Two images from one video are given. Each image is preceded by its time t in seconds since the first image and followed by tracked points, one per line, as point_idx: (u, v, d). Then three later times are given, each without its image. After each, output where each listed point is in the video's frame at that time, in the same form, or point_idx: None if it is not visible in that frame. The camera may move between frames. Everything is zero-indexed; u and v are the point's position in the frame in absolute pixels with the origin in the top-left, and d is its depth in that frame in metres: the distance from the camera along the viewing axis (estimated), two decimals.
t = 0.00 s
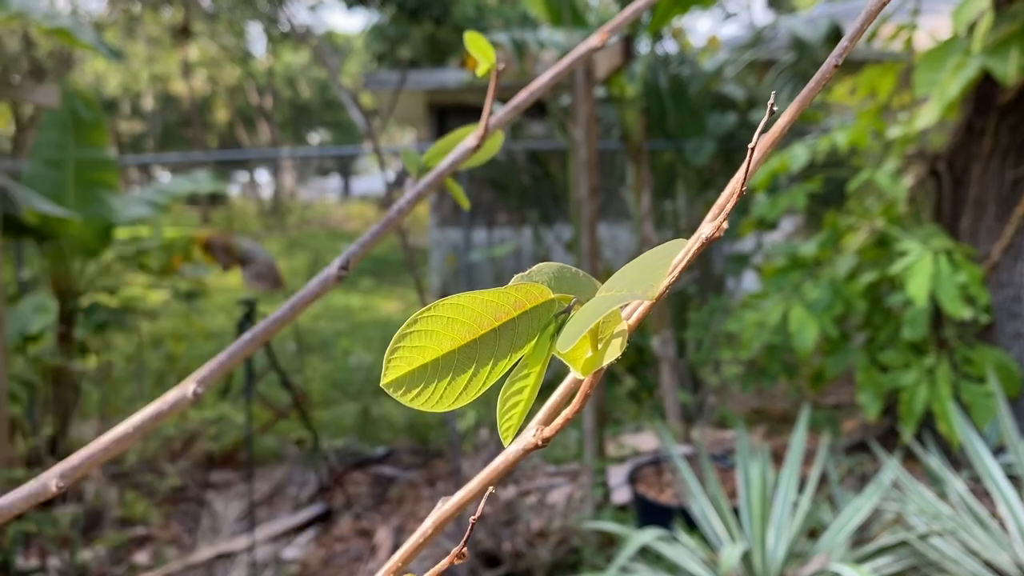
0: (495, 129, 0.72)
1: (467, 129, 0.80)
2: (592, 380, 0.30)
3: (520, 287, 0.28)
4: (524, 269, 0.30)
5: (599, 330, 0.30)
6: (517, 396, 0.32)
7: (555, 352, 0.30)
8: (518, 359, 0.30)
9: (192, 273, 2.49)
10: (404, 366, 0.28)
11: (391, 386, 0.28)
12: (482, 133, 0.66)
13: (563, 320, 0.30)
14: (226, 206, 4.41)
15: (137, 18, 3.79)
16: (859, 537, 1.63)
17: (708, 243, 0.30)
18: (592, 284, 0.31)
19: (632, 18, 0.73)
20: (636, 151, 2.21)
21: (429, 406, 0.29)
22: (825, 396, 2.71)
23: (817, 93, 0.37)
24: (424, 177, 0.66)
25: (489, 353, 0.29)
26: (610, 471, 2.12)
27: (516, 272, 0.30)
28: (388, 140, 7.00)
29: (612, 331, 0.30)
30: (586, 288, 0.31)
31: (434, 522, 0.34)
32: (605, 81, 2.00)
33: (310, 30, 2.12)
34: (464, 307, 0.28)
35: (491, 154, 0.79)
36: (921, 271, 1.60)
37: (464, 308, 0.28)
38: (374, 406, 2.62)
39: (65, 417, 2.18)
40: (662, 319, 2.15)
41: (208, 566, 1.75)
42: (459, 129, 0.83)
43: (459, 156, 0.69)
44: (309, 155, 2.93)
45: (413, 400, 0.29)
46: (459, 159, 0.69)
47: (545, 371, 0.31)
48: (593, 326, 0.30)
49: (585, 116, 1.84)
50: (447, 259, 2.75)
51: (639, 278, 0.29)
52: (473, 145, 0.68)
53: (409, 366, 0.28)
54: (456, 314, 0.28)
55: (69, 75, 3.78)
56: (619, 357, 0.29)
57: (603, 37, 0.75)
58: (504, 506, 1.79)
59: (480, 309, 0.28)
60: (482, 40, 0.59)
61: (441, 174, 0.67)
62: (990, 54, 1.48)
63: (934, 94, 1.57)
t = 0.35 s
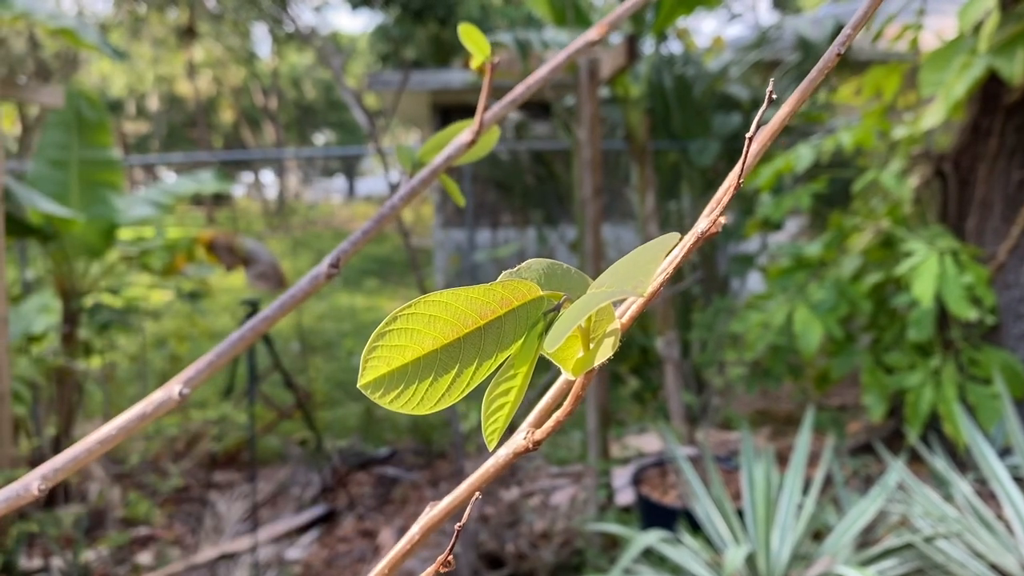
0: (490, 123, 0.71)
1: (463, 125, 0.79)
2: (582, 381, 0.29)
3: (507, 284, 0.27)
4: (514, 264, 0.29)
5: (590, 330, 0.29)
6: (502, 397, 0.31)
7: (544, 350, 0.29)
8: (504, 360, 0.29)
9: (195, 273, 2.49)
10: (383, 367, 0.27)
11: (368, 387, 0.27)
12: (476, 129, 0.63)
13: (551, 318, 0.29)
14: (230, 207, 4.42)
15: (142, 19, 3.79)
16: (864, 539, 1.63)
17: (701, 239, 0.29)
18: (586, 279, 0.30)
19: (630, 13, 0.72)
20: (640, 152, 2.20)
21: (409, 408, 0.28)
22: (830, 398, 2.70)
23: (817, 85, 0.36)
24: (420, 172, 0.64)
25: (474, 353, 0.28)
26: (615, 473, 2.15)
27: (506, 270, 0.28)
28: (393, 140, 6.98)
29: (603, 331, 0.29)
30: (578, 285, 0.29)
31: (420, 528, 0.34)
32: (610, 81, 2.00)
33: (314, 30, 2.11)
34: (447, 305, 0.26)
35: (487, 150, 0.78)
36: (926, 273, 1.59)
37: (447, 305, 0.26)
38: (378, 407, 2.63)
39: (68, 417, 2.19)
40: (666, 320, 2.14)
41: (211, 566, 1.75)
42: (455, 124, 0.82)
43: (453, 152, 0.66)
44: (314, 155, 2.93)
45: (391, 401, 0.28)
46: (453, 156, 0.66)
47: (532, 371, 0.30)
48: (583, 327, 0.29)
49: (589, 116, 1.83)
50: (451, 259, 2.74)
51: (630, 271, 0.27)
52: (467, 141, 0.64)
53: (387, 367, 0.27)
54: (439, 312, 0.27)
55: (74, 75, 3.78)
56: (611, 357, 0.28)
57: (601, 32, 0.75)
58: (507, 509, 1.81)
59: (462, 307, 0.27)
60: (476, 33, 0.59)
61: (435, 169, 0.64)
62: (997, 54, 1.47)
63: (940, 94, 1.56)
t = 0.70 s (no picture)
0: (500, 94, 0.65)
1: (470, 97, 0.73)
2: (615, 371, 0.27)
3: (525, 249, 0.24)
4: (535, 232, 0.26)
5: (625, 311, 0.27)
6: (520, 389, 0.28)
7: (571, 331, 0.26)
8: (520, 342, 0.26)
9: (200, 272, 2.48)
10: (369, 350, 0.24)
11: (347, 375, 0.24)
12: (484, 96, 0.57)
13: (579, 293, 0.25)
14: (237, 207, 4.42)
15: (149, 19, 3.79)
16: (876, 542, 1.61)
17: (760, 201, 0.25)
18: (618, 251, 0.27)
19: None
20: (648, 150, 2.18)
21: (403, 401, 0.25)
22: (840, 399, 2.68)
23: (893, 21, 0.32)
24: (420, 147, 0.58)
25: (484, 334, 0.25)
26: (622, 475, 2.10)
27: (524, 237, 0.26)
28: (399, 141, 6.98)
29: (640, 311, 0.27)
30: (611, 258, 0.26)
31: (419, 546, 0.31)
32: (617, 78, 1.98)
33: (320, 29, 2.10)
34: (451, 275, 0.24)
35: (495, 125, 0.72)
36: (939, 272, 1.56)
37: (451, 274, 0.24)
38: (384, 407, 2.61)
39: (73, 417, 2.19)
40: (674, 320, 2.12)
41: (215, 568, 1.74)
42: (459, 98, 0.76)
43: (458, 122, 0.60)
44: (319, 155, 2.92)
45: (380, 393, 0.25)
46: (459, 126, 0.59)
47: (556, 358, 0.27)
48: (618, 307, 0.26)
49: (597, 114, 1.82)
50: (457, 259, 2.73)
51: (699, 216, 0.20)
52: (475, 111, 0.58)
53: (374, 350, 0.24)
54: (442, 282, 0.24)
55: (81, 76, 3.79)
56: (651, 342, 0.26)
57: None
58: (514, 510, 1.79)
59: (472, 276, 0.24)
60: None
61: (439, 142, 0.59)
62: (1011, 50, 1.45)
63: (953, 92, 1.52)
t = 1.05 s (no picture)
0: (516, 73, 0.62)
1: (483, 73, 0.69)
2: (655, 349, 0.23)
3: (558, 209, 0.22)
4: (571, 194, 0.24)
5: (668, 282, 0.24)
6: (552, 367, 0.26)
7: (610, 301, 0.24)
8: (555, 312, 0.24)
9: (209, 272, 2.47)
10: (384, 316, 0.22)
11: (359, 345, 0.22)
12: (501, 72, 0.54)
13: (618, 260, 0.23)
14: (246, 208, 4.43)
15: (159, 20, 3.81)
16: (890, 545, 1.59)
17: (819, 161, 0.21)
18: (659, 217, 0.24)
19: None
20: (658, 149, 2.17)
21: (423, 376, 0.23)
22: (851, 400, 2.66)
23: None
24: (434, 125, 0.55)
25: (513, 302, 0.23)
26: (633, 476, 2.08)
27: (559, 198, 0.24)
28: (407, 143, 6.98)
29: (684, 282, 0.24)
30: (652, 223, 0.24)
31: (436, 545, 0.27)
32: (627, 77, 1.98)
33: (328, 30, 2.10)
34: (477, 235, 0.22)
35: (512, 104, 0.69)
36: (953, 272, 1.54)
37: (476, 234, 0.22)
38: (392, 408, 2.61)
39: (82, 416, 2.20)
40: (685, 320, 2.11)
41: (223, 568, 1.74)
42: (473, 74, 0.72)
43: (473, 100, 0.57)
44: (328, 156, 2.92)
45: (397, 364, 0.23)
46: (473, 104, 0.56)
47: (595, 331, 0.25)
48: (661, 277, 0.23)
49: (606, 113, 1.81)
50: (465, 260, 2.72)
51: (772, 156, 0.16)
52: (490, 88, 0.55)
53: (389, 317, 0.22)
54: (465, 242, 0.22)
55: (92, 77, 3.82)
56: (700, 316, 0.22)
57: None
58: (523, 511, 1.78)
59: (497, 236, 0.22)
60: None
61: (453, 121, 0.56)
62: None
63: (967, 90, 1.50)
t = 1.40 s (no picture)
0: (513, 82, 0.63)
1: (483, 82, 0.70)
2: (627, 358, 0.26)
3: (528, 228, 0.23)
4: (545, 211, 0.26)
5: (638, 296, 0.26)
6: (522, 377, 0.27)
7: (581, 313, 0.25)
8: (526, 323, 0.25)
9: (219, 273, 2.48)
10: (360, 330, 0.23)
11: (338, 357, 0.23)
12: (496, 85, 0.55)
13: (588, 276, 0.25)
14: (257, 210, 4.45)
15: (170, 22, 3.82)
16: (896, 547, 1.59)
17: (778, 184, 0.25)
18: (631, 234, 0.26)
19: None
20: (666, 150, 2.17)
21: (397, 387, 0.24)
22: (860, 402, 2.65)
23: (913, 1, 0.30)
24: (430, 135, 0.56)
25: (486, 314, 0.24)
26: (640, 477, 2.10)
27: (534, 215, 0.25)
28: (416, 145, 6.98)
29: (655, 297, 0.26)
30: (622, 238, 0.25)
31: (424, 544, 0.30)
32: (635, 79, 1.98)
33: (338, 32, 2.11)
34: (451, 253, 0.23)
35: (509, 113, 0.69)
36: (961, 274, 1.54)
37: (450, 252, 0.23)
38: (401, 408, 2.62)
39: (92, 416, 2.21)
40: (693, 322, 2.11)
41: (232, 567, 1.75)
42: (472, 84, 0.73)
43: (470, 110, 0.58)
44: (338, 157, 2.93)
45: (374, 375, 0.23)
46: (470, 114, 0.57)
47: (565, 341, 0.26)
48: (631, 291, 0.26)
49: (615, 115, 1.81)
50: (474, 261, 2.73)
51: (711, 188, 0.20)
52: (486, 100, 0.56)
53: (365, 331, 0.23)
54: (440, 260, 0.23)
55: (103, 79, 3.83)
56: (666, 327, 0.25)
57: None
58: (531, 513, 1.79)
59: (470, 254, 0.23)
60: None
61: (450, 131, 0.57)
62: None
63: (975, 91, 1.50)
